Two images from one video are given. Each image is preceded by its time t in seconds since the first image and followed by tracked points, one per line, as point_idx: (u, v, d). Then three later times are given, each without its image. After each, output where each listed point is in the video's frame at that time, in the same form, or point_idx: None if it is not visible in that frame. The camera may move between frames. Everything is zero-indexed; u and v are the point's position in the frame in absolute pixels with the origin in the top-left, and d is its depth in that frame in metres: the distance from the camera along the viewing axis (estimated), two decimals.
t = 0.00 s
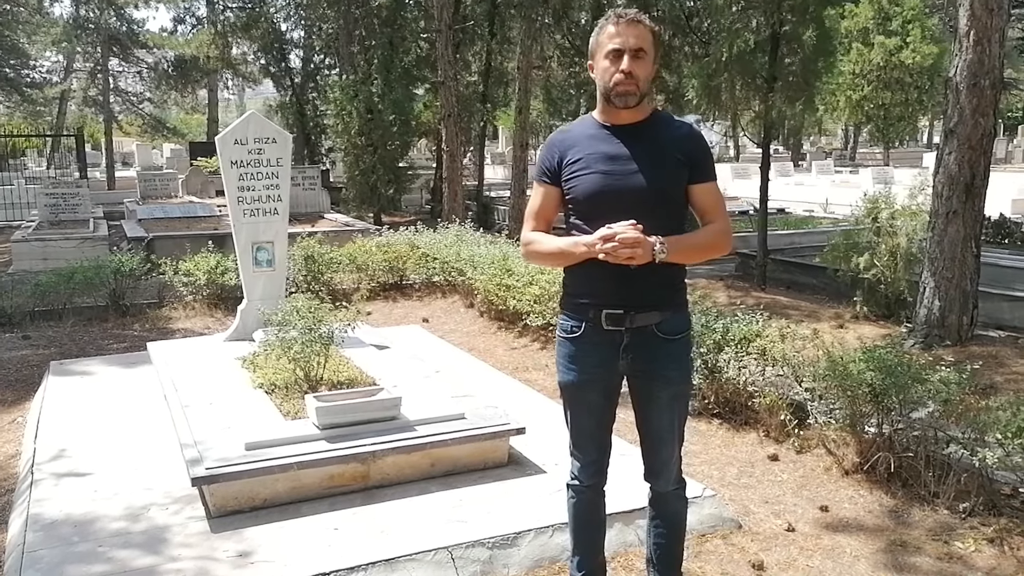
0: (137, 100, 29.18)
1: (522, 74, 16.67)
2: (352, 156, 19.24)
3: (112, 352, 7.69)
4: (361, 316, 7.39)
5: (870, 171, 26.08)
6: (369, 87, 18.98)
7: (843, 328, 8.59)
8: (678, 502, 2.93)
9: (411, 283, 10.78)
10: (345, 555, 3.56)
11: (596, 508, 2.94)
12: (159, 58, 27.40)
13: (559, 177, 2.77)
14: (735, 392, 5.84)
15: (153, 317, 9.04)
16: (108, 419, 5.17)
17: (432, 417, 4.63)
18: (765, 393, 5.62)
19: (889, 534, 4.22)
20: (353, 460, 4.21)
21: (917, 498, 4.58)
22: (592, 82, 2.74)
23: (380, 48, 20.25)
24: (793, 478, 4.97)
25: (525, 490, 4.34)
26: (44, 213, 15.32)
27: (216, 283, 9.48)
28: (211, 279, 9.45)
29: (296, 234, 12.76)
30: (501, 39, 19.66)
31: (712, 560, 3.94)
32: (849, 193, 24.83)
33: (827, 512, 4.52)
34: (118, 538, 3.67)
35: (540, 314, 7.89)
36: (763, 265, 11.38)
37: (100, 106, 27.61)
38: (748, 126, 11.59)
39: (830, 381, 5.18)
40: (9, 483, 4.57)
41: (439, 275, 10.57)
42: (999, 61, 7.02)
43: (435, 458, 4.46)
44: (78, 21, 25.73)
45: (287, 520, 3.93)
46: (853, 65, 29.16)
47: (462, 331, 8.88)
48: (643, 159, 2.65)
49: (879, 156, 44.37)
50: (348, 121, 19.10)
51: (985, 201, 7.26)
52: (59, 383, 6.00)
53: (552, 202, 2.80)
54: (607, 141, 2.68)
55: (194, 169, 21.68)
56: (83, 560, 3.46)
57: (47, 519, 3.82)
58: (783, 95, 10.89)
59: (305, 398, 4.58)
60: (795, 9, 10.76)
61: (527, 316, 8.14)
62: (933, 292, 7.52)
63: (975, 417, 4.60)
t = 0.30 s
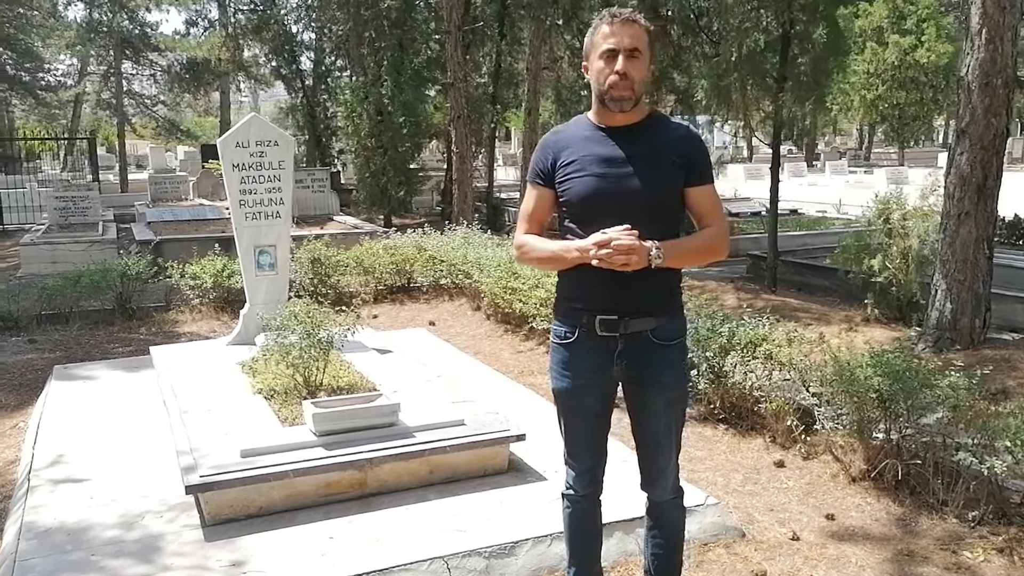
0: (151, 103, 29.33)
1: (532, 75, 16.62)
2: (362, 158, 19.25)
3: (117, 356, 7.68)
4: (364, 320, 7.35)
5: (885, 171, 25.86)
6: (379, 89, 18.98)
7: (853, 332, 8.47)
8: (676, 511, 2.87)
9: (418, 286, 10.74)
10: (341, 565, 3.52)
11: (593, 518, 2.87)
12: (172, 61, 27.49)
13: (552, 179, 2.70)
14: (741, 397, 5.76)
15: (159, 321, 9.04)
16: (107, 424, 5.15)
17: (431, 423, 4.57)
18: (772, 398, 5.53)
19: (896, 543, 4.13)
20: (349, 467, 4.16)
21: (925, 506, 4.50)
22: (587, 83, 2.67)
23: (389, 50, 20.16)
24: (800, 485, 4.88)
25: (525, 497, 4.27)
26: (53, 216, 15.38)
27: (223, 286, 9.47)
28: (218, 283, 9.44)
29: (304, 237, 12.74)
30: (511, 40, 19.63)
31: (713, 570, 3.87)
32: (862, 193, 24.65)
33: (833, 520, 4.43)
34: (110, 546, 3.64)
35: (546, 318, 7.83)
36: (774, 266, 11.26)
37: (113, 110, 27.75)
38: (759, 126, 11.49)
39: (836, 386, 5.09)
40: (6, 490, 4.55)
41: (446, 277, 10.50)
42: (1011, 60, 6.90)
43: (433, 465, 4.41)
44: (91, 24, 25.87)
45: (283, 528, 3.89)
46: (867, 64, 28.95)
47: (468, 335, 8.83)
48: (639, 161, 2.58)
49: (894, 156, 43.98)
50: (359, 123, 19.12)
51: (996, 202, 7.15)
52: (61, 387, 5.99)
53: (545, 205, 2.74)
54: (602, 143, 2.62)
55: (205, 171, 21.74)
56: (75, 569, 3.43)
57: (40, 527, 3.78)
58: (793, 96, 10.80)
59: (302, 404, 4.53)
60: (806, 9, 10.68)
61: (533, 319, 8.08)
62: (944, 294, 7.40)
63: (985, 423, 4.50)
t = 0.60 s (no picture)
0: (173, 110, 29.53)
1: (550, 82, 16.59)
2: (380, 165, 19.27)
3: (128, 364, 7.71)
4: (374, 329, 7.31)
5: (907, 179, 25.56)
6: (398, 96, 18.95)
7: (870, 343, 8.33)
8: (676, 531, 2.78)
9: (433, 294, 10.81)
10: None
11: (592, 538, 2.78)
12: (193, 68, 27.65)
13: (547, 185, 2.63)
14: (753, 411, 5.65)
15: (172, 329, 9.06)
16: (112, 435, 5.14)
17: (435, 437, 4.51)
18: (784, 412, 5.41)
19: (909, 563, 4.02)
20: (350, 481, 4.11)
21: (940, 525, 4.38)
22: (582, 87, 2.63)
23: (408, 57, 20.20)
24: (811, 502, 4.77)
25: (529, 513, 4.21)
26: (72, 223, 15.52)
27: (236, 294, 9.48)
28: (231, 290, 9.45)
29: (319, 244, 12.74)
30: (529, 46, 19.63)
31: None
32: (884, 201, 24.32)
33: (844, 539, 4.32)
34: (107, 560, 3.61)
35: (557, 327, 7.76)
36: (792, 276, 11.10)
37: (136, 116, 27.97)
38: (778, 133, 11.34)
39: (849, 401, 4.97)
40: (8, 500, 4.56)
41: (460, 285, 10.43)
42: None
43: (436, 479, 4.35)
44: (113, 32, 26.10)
45: (282, 543, 3.84)
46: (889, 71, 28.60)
47: (480, 344, 8.78)
48: (636, 165, 2.52)
49: (918, 163, 43.48)
50: (377, 130, 19.14)
51: (1018, 212, 6.99)
52: (69, 396, 6.00)
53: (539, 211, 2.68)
54: (597, 146, 2.55)
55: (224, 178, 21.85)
56: None
57: (38, 540, 3.77)
58: (812, 103, 10.69)
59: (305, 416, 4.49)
60: (826, 15, 10.51)
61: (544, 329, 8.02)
62: (964, 306, 7.25)
63: (1003, 440, 4.37)
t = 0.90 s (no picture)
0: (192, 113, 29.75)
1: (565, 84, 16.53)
2: (395, 168, 19.25)
3: (138, 367, 7.73)
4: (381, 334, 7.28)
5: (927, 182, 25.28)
6: (412, 99, 18.95)
7: (886, 349, 8.21)
8: (672, 541, 2.71)
9: (444, 297, 10.69)
10: None
11: (587, 550, 2.71)
12: (211, 71, 27.80)
13: (531, 196, 2.57)
14: (762, 418, 5.56)
15: (183, 332, 9.08)
16: (114, 440, 5.17)
17: (437, 445, 4.47)
18: (793, 420, 5.32)
19: None
20: (350, 490, 4.06)
21: (952, 537, 4.29)
22: (562, 95, 2.58)
23: (424, 59, 20.24)
24: (820, 513, 4.68)
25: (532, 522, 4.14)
26: (88, 226, 15.66)
27: (247, 297, 9.50)
28: (242, 294, 9.47)
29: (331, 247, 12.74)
30: (544, 49, 19.52)
31: None
32: (903, 204, 24.07)
33: (854, 551, 4.23)
34: (102, 569, 3.60)
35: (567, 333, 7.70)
36: (807, 280, 10.95)
37: (155, 119, 28.19)
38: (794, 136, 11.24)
39: (859, 410, 4.88)
40: (10, 506, 4.60)
41: (471, 289, 10.37)
42: None
43: (438, 487, 4.30)
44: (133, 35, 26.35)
45: (280, 553, 3.80)
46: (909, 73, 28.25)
47: (490, 348, 8.73)
48: (621, 175, 2.46)
49: (939, 166, 43.02)
50: (391, 133, 19.08)
51: None
52: (76, 400, 6.03)
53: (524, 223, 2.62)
54: (582, 156, 2.49)
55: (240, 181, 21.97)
56: None
57: (35, 547, 3.78)
58: (827, 105, 10.56)
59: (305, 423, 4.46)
60: (841, 16, 10.44)
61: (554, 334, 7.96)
62: (981, 311, 7.12)
63: (1017, 451, 4.28)
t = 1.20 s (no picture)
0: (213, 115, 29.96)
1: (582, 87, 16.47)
2: (413, 170, 19.26)
3: (151, 369, 7.78)
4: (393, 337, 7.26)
5: (949, 185, 25.00)
6: (430, 102, 18.94)
7: (903, 355, 8.10)
8: (674, 551, 2.65)
9: (459, 300, 10.67)
10: None
11: (588, 560, 2.66)
12: (231, 74, 27.99)
13: (519, 204, 2.54)
14: (776, 425, 5.46)
15: (197, 334, 9.12)
16: (124, 445, 5.25)
17: (445, 450, 4.43)
18: (807, 427, 5.23)
19: None
20: (356, 495, 4.04)
21: (967, 548, 4.19)
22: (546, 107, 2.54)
23: (442, 62, 20.26)
24: (833, 522, 4.59)
25: (538, 530, 4.09)
26: (106, 228, 15.81)
27: (261, 299, 9.53)
28: (256, 296, 9.50)
29: (346, 250, 12.76)
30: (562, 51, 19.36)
31: None
32: (923, 208, 23.82)
33: (866, 562, 4.14)
34: (104, 574, 3.63)
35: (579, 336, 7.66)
36: (825, 283, 10.82)
37: (176, 121, 28.42)
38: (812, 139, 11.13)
39: (874, 418, 4.80)
40: (18, 509, 4.69)
41: (486, 292, 10.35)
42: None
43: (444, 493, 4.26)
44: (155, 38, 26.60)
45: (284, 558, 3.79)
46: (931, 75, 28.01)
47: (502, 351, 8.70)
48: (608, 186, 2.44)
49: (962, 169, 42.54)
50: (409, 135, 19.08)
51: None
52: (89, 404, 6.09)
53: (514, 234, 2.58)
54: (567, 167, 2.47)
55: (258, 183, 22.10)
56: None
57: (40, 551, 3.85)
58: (846, 108, 10.44)
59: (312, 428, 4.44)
60: (859, 18, 10.34)
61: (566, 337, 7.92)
62: (1000, 317, 7.00)
63: None
